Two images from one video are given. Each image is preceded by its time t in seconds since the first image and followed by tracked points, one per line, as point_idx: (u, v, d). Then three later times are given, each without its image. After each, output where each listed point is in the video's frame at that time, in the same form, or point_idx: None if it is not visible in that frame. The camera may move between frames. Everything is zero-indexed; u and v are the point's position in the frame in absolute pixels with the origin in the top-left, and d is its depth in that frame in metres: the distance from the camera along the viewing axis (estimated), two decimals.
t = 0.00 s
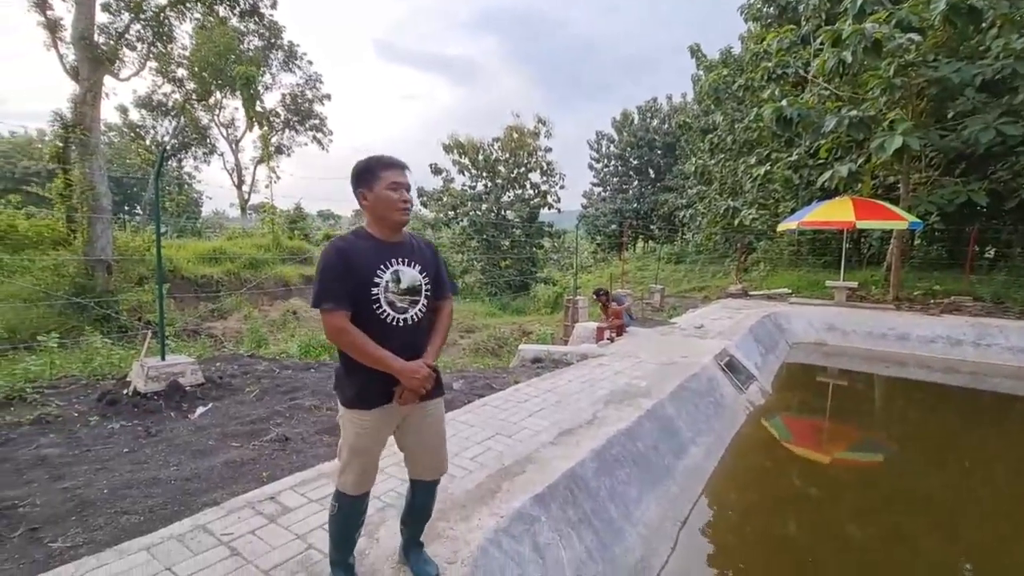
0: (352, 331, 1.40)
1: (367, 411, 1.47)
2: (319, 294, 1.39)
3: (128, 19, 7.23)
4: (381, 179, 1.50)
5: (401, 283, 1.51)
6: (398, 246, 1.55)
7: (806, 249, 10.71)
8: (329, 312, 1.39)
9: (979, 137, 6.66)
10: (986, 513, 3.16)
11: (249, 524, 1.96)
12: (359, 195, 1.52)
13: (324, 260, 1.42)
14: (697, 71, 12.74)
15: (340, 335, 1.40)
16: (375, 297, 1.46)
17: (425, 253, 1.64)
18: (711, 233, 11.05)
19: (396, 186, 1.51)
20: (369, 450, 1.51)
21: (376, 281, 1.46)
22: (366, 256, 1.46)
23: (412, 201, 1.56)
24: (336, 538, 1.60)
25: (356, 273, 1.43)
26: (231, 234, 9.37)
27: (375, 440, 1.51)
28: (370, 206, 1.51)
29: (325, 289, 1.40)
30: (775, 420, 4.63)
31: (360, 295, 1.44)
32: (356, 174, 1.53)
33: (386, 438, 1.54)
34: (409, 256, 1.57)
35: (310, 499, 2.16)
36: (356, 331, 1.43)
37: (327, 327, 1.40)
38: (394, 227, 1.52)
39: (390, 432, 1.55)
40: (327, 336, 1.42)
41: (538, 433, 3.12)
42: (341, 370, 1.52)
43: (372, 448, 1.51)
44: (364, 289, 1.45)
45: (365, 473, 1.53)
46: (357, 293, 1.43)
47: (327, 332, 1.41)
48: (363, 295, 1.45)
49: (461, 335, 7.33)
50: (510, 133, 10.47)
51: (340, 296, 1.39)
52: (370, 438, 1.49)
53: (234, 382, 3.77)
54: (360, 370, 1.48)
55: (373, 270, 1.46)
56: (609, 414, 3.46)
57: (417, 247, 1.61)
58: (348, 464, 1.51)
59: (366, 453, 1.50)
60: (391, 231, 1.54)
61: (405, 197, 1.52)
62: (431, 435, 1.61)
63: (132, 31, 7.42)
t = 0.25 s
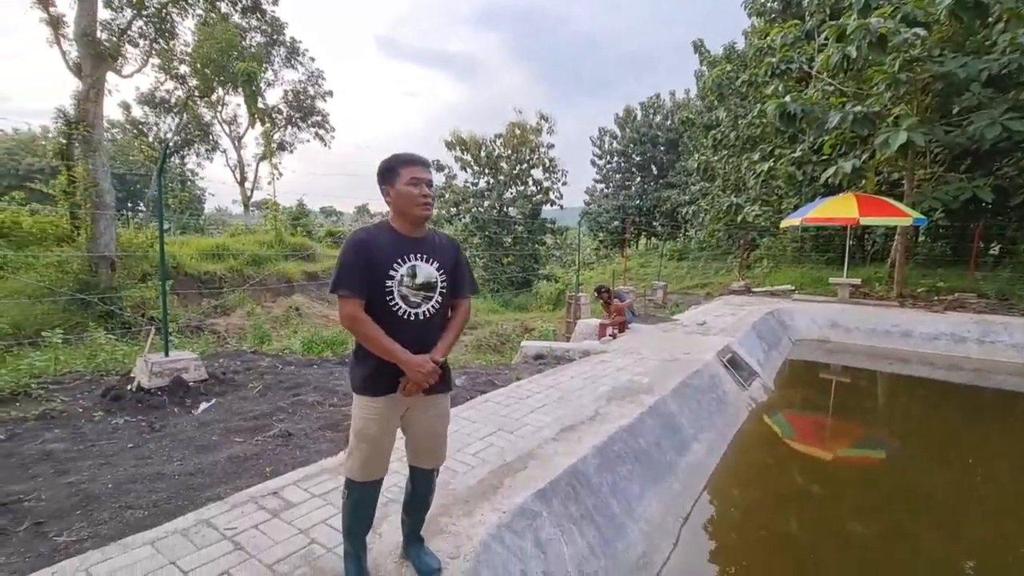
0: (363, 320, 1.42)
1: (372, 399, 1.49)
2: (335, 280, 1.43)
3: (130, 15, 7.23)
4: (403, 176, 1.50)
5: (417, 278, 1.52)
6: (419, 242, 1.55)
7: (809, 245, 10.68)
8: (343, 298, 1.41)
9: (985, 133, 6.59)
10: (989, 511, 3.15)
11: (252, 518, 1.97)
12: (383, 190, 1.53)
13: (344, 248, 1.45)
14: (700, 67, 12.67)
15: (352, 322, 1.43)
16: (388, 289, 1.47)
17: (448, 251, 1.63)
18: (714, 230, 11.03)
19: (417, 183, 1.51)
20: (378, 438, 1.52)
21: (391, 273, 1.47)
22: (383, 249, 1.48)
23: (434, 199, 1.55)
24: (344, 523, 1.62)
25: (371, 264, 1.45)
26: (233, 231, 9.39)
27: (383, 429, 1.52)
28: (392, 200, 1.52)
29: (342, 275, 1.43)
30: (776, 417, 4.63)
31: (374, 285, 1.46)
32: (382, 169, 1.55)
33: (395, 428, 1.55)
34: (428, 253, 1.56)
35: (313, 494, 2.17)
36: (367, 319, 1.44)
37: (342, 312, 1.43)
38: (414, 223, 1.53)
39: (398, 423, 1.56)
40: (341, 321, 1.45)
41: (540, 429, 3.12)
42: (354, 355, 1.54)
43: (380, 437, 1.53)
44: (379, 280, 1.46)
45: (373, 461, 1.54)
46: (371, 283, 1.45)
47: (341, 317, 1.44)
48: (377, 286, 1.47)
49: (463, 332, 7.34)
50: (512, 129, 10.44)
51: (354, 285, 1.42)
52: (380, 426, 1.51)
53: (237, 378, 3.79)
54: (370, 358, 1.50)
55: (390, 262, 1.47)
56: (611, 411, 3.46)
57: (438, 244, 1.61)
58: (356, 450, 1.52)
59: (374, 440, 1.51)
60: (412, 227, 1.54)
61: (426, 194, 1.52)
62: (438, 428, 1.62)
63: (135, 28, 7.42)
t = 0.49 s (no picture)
0: (366, 312, 1.44)
1: (372, 389, 1.52)
2: (344, 270, 1.46)
3: (133, 13, 7.23)
4: (420, 174, 1.51)
5: (424, 275, 1.51)
6: (430, 240, 1.55)
7: (813, 242, 10.68)
8: (349, 289, 1.44)
9: (991, 129, 6.54)
10: (994, 509, 3.14)
11: (257, 514, 1.98)
12: (400, 186, 1.54)
13: (356, 241, 1.48)
14: (704, 63, 12.62)
15: (357, 313, 1.45)
16: (394, 283, 1.48)
17: (461, 251, 1.61)
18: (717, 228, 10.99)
19: (432, 181, 1.50)
20: (379, 428, 1.54)
21: (398, 268, 1.48)
22: (393, 244, 1.49)
23: (449, 198, 1.54)
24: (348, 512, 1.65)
25: (379, 258, 1.47)
26: (236, 228, 9.40)
27: (385, 419, 1.54)
28: (407, 196, 1.53)
29: (351, 267, 1.45)
30: (780, 414, 4.62)
31: (381, 279, 1.47)
32: (402, 166, 1.56)
33: (397, 420, 1.57)
34: (439, 252, 1.55)
35: (316, 490, 2.18)
36: (372, 312, 1.46)
37: (349, 302, 1.46)
38: (426, 221, 1.53)
39: (401, 415, 1.58)
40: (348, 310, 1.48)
41: (543, 426, 3.13)
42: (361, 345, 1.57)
43: (381, 427, 1.55)
44: (386, 274, 1.47)
45: (374, 450, 1.56)
46: (378, 276, 1.47)
47: (347, 307, 1.47)
48: (384, 280, 1.48)
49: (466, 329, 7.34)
50: (515, 126, 10.42)
51: (360, 277, 1.44)
52: (381, 416, 1.53)
53: (240, 374, 3.80)
54: (374, 350, 1.52)
55: (398, 257, 1.48)
56: (615, 408, 3.46)
57: (451, 243, 1.59)
58: (358, 438, 1.55)
59: (375, 429, 1.53)
60: (425, 225, 1.54)
61: (440, 193, 1.51)
62: (441, 424, 1.62)
63: (138, 25, 7.43)
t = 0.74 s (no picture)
0: (368, 306, 1.46)
1: (374, 381, 1.54)
2: (349, 265, 1.49)
3: (136, 9, 7.23)
4: (421, 169, 1.51)
5: (425, 269, 1.52)
6: (433, 234, 1.55)
7: (817, 238, 10.64)
8: (353, 283, 1.47)
9: (998, 124, 6.48)
10: (998, 506, 3.13)
11: (261, 509, 1.99)
12: (404, 182, 1.55)
13: (360, 236, 1.50)
14: (707, 58, 12.55)
15: (360, 307, 1.48)
16: (395, 277, 1.49)
17: (465, 246, 1.60)
18: (720, 223, 10.97)
19: (433, 177, 1.50)
20: (379, 420, 1.55)
21: (399, 263, 1.49)
22: (395, 238, 1.50)
23: (451, 194, 1.54)
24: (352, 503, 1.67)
25: (380, 252, 1.48)
26: (240, 225, 9.43)
27: (387, 412, 1.55)
28: (409, 192, 1.53)
29: (355, 262, 1.48)
30: (783, 410, 4.62)
31: (384, 274, 1.49)
32: (406, 162, 1.57)
33: (399, 413, 1.58)
34: (442, 247, 1.55)
35: (320, 485, 2.19)
36: (374, 306, 1.48)
37: (353, 296, 1.49)
38: (429, 215, 1.52)
39: (404, 408, 1.59)
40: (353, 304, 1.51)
41: (546, 421, 3.13)
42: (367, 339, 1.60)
43: (384, 420, 1.56)
44: (388, 269, 1.49)
45: (374, 442, 1.57)
46: (380, 271, 1.48)
47: (352, 301, 1.50)
48: (386, 274, 1.50)
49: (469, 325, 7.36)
50: (518, 122, 10.40)
51: (362, 270, 1.46)
52: (381, 409, 1.54)
53: (244, 370, 3.82)
54: (378, 344, 1.54)
55: (400, 252, 1.49)
56: (617, 403, 3.46)
57: (455, 237, 1.58)
58: (359, 429, 1.57)
59: (376, 421, 1.55)
60: (427, 220, 1.54)
61: (441, 187, 1.51)
62: (443, 419, 1.62)
63: (141, 21, 7.42)
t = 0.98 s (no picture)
0: (371, 302, 1.47)
1: (379, 377, 1.54)
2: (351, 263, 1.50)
3: (141, 7, 7.24)
4: (418, 165, 1.51)
5: (426, 264, 1.52)
6: (433, 230, 1.55)
7: (822, 234, 10.58)
8: (355, 280, 1.48)
9: (1007, 119, 6.40)
10: (1005, 503, 3.12)
11: (267, 503, 2.01)
12: (402, 179, 1.56)
13: (361, 233, 1.51)
14: (713, 53, 12.47)
15: (363, 304, 1.49)
16: (396, 273, 1.50)
17: (465, 241, 1.59)
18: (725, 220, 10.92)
19: (431, 172, 1.50)
20: (383, 417, 1.56)
21: (400, 258, 1.49)
22: (395, 235, 1.51)
23: (448, 188, 1.54)
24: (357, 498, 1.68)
25: (381, 248, 1.49)
26: (245, 222, 9.46)
27: (391, 409, 1.56)
28: (407, 188, 1.54)
29: (356, 259, 1.49)
30: (789, 407, 4.60)
31: (385, 270, 1.49)
32: (404, 160, 1.58)
33: (404, 410, 1.58)
34: (441, 242, 1.55)
35: (325, 480, 2.20)
36: (376, 302, 1.49)
37: (355, 293, 1.50)
38: (427, 211, 1.53)
39: (408, 406, 1.59)
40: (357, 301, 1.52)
41: (550, 418, 3.14)
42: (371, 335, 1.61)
43: (388, 418, 1.57)
44: (389, 265, 1.49)
45: (379, 438, 1.58)
46: (382, 267, 1.49)
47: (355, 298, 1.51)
48: (387, 271, 1.50)
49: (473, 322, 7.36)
50: (522, 119, 10.38)
51: (363, 267, 1.47)
52: (386, 406, 1.55)
53: (250, 366, 3.84)
54: (381, 340, 1.55)
55: (400, 248, 1.50)
56: (622, 400, 3.46)
57: (455, 232, 1.58)
58: (364, 426, 1.58)
59: (380, 418, 1.56)
60: (426, 216, 1.54)
61: (437, 182, 1.51)
62: (447, 416, 1.62)
63: (146, 19, 7.44)
